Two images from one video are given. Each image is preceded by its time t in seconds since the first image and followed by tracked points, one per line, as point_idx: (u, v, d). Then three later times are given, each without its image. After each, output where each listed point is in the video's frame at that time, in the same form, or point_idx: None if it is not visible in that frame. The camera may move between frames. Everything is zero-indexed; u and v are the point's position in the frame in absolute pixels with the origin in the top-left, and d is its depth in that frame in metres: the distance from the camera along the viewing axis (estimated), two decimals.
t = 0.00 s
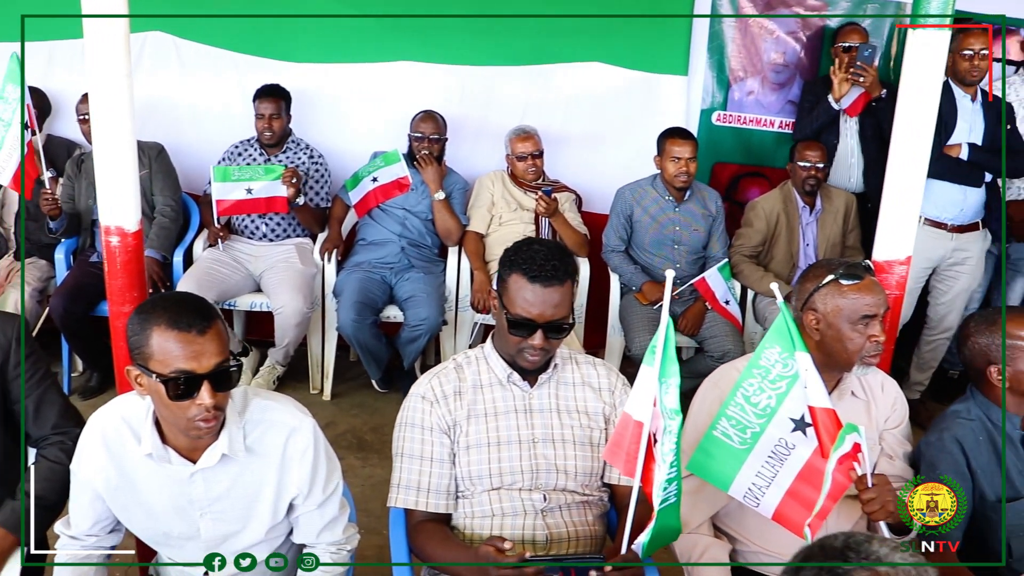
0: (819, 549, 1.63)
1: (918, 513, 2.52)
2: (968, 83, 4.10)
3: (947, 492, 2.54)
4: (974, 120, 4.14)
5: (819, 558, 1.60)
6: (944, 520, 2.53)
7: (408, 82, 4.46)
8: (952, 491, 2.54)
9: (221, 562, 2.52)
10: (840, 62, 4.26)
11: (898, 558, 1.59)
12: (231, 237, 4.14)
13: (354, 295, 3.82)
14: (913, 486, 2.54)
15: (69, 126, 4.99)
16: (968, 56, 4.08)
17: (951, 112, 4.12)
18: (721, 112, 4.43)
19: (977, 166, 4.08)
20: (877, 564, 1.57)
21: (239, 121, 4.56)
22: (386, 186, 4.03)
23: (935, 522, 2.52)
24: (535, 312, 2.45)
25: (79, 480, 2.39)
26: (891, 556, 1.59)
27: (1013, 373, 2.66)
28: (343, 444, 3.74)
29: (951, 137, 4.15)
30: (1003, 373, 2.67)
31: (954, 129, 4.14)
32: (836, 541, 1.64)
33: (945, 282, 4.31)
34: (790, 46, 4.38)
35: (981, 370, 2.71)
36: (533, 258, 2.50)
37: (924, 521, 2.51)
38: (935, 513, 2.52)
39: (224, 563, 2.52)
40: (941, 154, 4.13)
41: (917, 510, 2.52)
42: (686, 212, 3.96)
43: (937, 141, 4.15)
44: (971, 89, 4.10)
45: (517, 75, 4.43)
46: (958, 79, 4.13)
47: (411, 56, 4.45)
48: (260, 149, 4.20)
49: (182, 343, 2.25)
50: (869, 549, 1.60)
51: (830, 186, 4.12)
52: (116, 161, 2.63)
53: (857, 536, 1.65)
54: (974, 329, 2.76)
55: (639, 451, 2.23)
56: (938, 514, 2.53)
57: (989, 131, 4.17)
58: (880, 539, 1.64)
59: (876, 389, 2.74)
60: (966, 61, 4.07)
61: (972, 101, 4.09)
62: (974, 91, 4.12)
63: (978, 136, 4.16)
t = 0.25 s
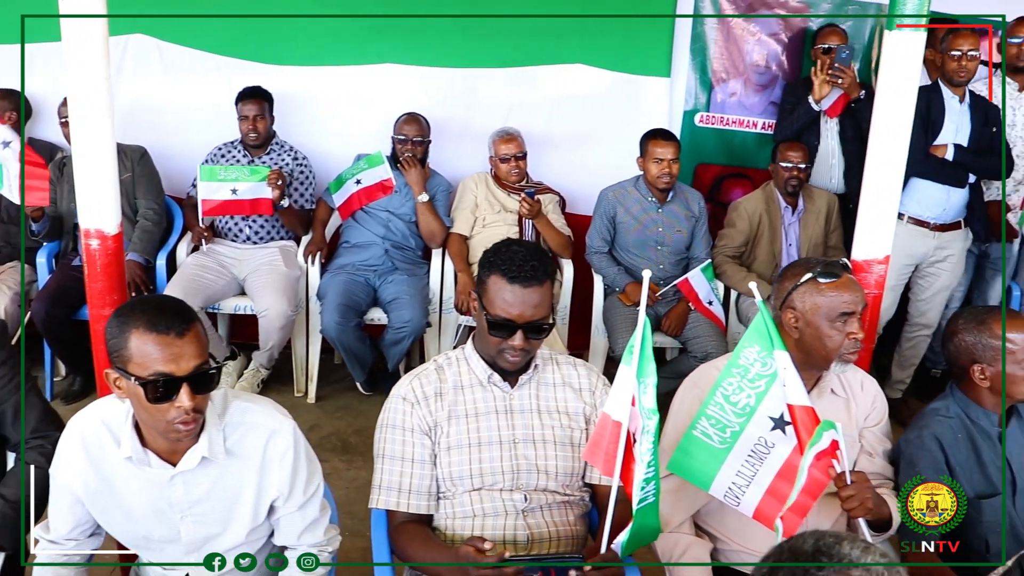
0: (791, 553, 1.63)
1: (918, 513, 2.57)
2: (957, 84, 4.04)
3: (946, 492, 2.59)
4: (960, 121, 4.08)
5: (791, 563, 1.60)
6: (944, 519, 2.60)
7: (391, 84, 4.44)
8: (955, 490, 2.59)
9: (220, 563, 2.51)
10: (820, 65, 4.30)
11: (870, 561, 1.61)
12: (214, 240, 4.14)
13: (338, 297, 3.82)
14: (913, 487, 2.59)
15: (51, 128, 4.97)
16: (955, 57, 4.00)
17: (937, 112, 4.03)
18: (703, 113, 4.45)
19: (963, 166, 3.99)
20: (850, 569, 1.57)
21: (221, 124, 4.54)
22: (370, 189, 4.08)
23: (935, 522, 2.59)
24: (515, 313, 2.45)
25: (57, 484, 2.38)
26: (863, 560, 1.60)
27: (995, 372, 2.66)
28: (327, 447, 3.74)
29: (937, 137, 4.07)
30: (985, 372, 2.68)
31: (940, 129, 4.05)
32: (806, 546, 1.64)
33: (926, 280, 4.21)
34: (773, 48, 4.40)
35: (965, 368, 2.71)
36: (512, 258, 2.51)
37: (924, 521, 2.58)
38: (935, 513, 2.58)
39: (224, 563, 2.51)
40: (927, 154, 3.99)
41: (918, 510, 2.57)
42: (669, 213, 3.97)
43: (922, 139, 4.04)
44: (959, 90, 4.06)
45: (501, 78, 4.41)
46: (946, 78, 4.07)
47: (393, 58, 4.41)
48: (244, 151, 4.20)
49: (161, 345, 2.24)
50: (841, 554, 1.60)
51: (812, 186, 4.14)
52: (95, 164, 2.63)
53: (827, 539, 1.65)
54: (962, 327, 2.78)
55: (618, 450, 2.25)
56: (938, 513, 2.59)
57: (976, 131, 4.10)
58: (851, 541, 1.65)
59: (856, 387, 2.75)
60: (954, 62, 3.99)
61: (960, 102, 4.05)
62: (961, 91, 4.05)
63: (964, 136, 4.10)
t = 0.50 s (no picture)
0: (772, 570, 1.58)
1: (919, 512, 2.59)
2: (943, 86, 4.00)
3: (946, 493, 2.63)
4: (944, 124, 4.05)
5: None
6: (944, 520, 2.62)
7: (374, 85, 4.42)
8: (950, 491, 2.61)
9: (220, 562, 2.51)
10: (804, 66, 4.29)
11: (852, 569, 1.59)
12: (198, 242, 4.15)
13: (321, 300, 3.82)
14: (913, 487, 2.61)
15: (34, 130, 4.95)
16: (943, 60, 3.96)
17: (923, 113, 3.99)
18: (687, 114, 4.46)
19: (944, 168, 4.00)
20: None
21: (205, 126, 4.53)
22: (354, 191, 4.07)
23: (935, 522, 2.61)
24: (495, 313, 2.46)
25: (36, 487, 2.36)
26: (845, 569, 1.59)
27: (975, 371, 2.65)
28: (312, 449, 3.73)
29: (921, 138, 4.03)
30: (965, 370, 2.66)
31: (924, 131, 4.01)
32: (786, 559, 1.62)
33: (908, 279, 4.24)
34: (756, 50, 4.42)
35: (945, 366, 2.70)
36: (492, 259, 2.52)
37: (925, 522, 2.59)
38: (935, 513, 2.61)
39: (224, 563, 2.52)
40: (910, 155, 3.96)
41: (919, 509, 2.59)
42: (653, 214, 3.98)
43: (905, 140, 3.98)
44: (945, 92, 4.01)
45: (485, 79, 4.41)
46: (933, 80, 4.02)
47: (377, 60, 4.41)
48: (227, 152, 4.20)
49: (139, 348, 2.24)
50: (823, 566, 1.59)
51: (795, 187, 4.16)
52: (74, 166, 2.62)
53: (806, 551, 1.63)
54: (943, 325, 2.73)
55: (596, 450, 2.25)
56: (938, 513, 2.61)
57: (959, 134, 4.09)
58: (830, 551, 1.63)
59: (836, 386, 2.77)
60: (942, 65, 3.95)
61: (945, 104, 4.01)
62: (947, 93, 4.02)
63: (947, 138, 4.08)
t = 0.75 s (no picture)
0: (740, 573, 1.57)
1: (919, 512, 2.64)
2: (914, 88, 4.00)
3: (948, 493, 2.65)
4: (916, 124, 4.06)
5: None
6: (944, 519, 2.66)
7: (352, 87, 4.41)
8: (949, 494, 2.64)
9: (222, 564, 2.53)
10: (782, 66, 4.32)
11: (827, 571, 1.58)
12: (176, 245, 4.12)
13: (300, 302, 3.82)
14: (916, 487, 2.66)
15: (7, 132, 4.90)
16: (913, 62, 3.96)
17: (894, 113, 4.00)
18: (665, 116, 4.48)
19: (915, 169, 4.00)
20: None
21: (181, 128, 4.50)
22: (332, 193, 4.04)
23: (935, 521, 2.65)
24: (469, 314, 2.47)
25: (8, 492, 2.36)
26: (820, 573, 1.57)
27: (946, 368, 2.68)
28: (291, 452, 3.73)
29: (892, 139, 4.05)
30: (936, 367, 2.69)
31: (895, 132, 4.03)
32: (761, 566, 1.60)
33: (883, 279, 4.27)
34: (733, 51, 4.44)
35: (916, 362, 2.72)
36: (466, 260, 2.53)
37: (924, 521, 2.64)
38: (935, 512, 2.65)
39: (224, 563, 2.56)
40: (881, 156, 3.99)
41: (918, 509, 2.64)
42: (630, 214, 4.00)
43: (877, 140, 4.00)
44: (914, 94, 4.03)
45: (464, 81, 4.41)
46: (904, 83, 4.03)
47: (355, 62, 4.40)
48: (205, 153, 4.20)
49: (112, 350, 2.23)
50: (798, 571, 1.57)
51: (772, 188, 4.18)
52: (46, 167, 2.61)
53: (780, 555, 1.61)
54: (915, 322, 2.76)
55: (570, 450, 2.26)
56: (938, 513, 2.65)
57: (930, 134, 4.10)
58: (803, 554, 1.61)
59: (810, 385, 2.78)
60: (911, 68, 3.95)
61: (917, 105, 4.03)
62: (918, 95, 4.03)
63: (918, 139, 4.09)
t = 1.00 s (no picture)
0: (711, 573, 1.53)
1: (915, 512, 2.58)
2: (877, 86, 4.03)
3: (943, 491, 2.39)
4: (883, 122, 4.07)
5: None
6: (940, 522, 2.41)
7: (331, 89, 4.40)
8: (951, 490, 2.32)
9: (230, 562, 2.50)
10: (760, 65, 4.33)
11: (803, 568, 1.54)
12: (154, 250, 4.09)
13: (280, 305, 3.82)
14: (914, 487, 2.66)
15: None
16: (874, 60, 4.01)
17: (860, 114, 4.04)
18: (645, 116, 4.49)
19: (886, 167, 4.04)
20: None
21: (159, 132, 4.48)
22: (311, 196, 4.05)
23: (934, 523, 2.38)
24: (446, 315, 2.47)
25: None
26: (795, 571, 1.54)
27: (925, 365, 2.67)
28: (271, 455, 3.71)
29: (861, 138, 4.07)
30: (915, 364, 2.68)
31: (863, 130, 4.05)
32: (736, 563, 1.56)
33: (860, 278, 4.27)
34: (711, 51, 4.46)
35: (896, 359, 2.71)
36: (443, 261, 2.52)
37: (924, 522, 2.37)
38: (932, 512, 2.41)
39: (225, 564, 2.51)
40: (852, 155, 4.06)
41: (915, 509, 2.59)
42: (610, 215, 4.00)
43: (846, 140, 4.08)
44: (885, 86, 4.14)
45: (444, 83, 4.41)
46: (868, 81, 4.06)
47: (334, 65, 4.40)
48: (183, 157, 4.18)
49: (85, 354, 2.22)
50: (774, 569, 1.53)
51: (751, 187, 4.19)
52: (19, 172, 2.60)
53: (754, 552, 1.57)
54: (896, 319, 2.73)
55: (546, 449, 2.26)
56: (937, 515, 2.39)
57: (896, 132, 4.10)
58: (778, 551, 1.57)
59: (788, 383, 2.77)
60: (873, 65, 4.00)
61: (882, 104, 4.05)
62: (883, 93, 4.05)
63: (886, 138, 4.10)
